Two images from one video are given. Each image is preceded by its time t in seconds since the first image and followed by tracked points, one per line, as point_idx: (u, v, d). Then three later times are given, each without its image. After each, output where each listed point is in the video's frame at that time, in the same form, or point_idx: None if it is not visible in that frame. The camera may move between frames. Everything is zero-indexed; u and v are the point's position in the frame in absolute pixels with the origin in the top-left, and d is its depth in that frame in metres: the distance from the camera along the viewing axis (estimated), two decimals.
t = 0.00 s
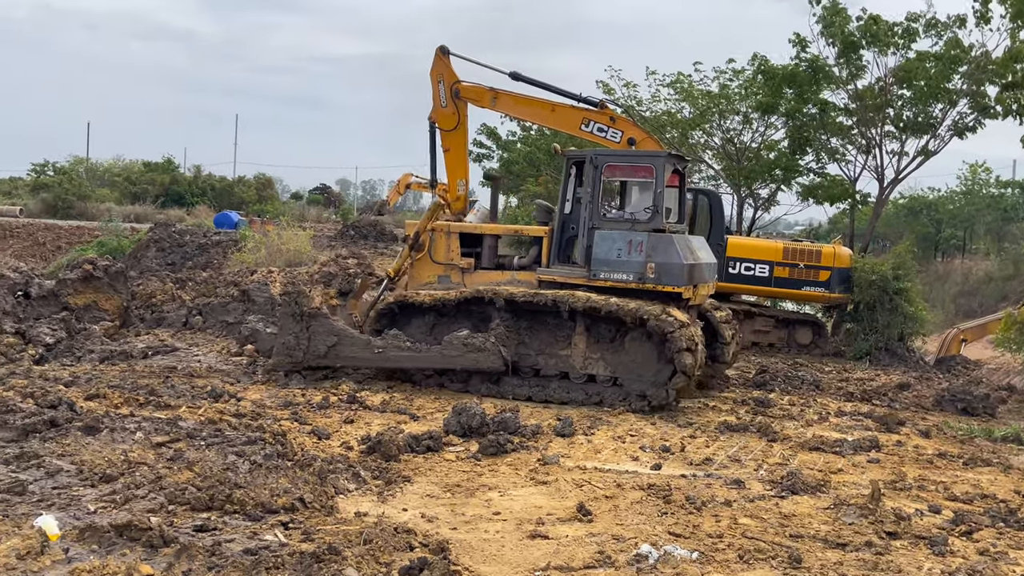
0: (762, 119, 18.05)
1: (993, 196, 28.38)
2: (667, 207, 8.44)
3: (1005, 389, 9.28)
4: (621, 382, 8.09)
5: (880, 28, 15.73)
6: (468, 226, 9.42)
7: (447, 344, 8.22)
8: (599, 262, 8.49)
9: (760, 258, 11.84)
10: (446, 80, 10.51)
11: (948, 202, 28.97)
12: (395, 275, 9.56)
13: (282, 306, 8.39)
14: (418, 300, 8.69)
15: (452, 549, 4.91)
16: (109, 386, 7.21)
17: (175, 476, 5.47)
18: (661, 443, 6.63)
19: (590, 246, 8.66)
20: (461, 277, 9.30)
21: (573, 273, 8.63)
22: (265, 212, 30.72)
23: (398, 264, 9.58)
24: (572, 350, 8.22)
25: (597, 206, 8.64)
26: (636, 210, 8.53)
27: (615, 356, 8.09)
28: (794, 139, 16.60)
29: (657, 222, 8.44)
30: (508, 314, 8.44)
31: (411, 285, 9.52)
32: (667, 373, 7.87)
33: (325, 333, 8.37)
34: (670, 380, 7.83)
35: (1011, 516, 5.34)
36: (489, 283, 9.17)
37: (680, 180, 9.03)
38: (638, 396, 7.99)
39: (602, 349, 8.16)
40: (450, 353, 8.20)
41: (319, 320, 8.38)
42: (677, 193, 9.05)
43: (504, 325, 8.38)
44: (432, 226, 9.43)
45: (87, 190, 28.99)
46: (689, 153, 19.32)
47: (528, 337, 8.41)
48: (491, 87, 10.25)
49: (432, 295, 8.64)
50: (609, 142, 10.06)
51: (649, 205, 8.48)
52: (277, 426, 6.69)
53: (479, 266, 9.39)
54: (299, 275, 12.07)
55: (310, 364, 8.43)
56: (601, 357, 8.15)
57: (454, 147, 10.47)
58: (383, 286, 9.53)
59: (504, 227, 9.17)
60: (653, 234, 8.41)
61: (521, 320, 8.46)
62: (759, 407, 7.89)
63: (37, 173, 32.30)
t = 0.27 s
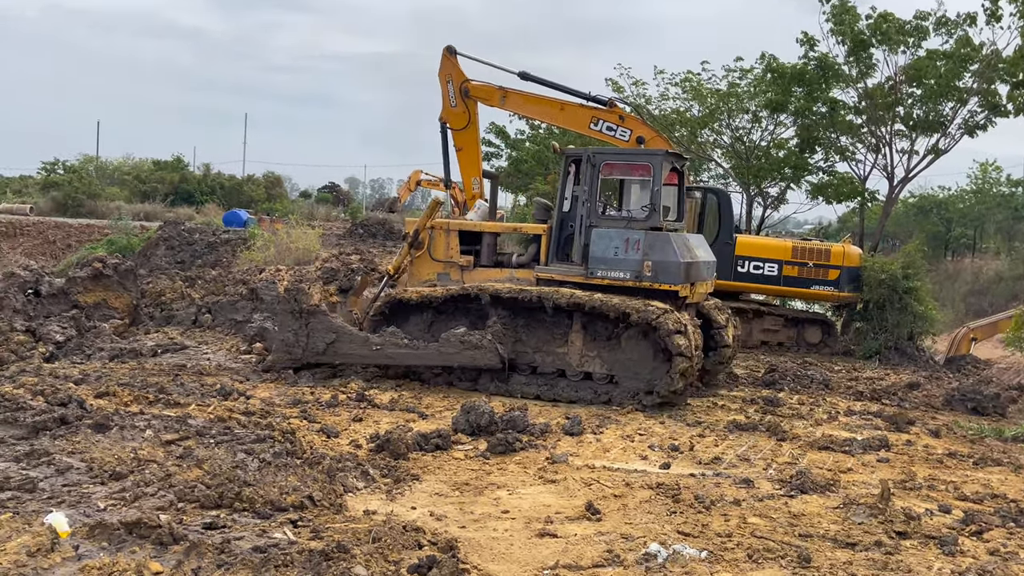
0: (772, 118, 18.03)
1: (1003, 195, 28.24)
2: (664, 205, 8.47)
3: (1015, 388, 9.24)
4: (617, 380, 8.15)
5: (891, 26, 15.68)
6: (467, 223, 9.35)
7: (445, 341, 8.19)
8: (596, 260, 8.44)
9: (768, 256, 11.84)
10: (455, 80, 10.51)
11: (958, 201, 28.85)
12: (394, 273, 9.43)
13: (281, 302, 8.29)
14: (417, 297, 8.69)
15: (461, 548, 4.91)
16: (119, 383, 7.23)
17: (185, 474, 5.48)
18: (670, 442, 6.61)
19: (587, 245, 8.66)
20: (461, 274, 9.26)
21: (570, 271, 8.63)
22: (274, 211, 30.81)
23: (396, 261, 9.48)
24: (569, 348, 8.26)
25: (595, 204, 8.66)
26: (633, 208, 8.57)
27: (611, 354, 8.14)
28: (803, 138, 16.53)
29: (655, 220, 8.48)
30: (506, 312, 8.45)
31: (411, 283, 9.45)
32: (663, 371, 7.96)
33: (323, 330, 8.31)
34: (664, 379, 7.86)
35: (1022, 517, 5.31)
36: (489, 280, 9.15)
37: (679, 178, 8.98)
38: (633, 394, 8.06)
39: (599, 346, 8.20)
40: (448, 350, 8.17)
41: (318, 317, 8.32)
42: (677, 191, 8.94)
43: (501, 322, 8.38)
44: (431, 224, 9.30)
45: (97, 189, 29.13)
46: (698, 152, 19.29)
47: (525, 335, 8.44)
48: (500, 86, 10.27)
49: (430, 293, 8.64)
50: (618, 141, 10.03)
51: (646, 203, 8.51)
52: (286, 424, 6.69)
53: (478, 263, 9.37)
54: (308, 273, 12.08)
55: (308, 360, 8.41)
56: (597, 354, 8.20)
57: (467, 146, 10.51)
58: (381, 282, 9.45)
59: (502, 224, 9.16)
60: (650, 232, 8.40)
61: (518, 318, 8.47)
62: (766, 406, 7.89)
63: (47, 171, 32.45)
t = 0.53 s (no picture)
0: (780, 116, 18.05)
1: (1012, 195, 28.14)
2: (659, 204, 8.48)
3: None
4: (612, 377, 8.16)
5: (899, 24, 15.65)
6: (464, 221, 9.27)
7: (440, 340, 8.28)
8: (592, 258, 8.49)
9: (775, 255, 11.83)
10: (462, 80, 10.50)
11: (966, 200, 28.76)
12: (394, 271, 9.50)
13: (278, 300, 8.45)
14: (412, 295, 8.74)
15: (468, 546, 4.91)
16: (127, 382, 7.26)
17: (193, 472, 5.50)
18: (677, 441, 6.61)
19: (583, 243, 8.69)
20: (459, 273, 9.21)
21: (565, 269, 8.64)
22: (282, 209, 30.87)
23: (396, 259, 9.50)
24: (564, 346, 8.27)
25: (590, 202, 8.70)
26: (627, 206, 8.59)
27: (606, 352, 8.14)
28: (811, 136, 16.44)
29: (650, 218, 8.48)
30: (501, 310, 8.47)
31: (409, 281, 9.42)
32: (657, 369, 7.95)
33: (319, 328, 8.45)
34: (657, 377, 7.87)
35: None
36: (487, 279, 9.08)
37: (676, 175, 8.89)
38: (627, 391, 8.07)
39: (593, 344, 8.20)
40: (443, 348, 8.26)
41: (314, 314, 8.46)
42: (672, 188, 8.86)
43: (497, 320, 8.41)
44: (428, 222, 9.24)
45: (105, 188, 29.23)
46: (705, 151, 19.27)
47: (521, 333, 8.46)
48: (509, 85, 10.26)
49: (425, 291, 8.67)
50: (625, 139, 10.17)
51: (641, 201, 8.52)
52: (294, 422, 6.71)
53: (476, 262, 9.30)
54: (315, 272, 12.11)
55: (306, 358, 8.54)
56: (592, 352, 8.20)
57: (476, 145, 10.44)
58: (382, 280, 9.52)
59: (500, 223, 9.14)
60: (646, 230, 8.40)
61: (514, 316, 8.50)
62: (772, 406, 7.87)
63: (56, 170, 32.58)
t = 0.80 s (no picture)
0: (786, 115, 18.04)
1: (1019, 194, 28.07)
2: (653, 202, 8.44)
3: None
4: (605, 375, 8.18)
5: (905, 23, 15.63)
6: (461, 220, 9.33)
7: (435, 338, 8.30)
8: (586, 256, 8.47)
9: (781, 255, 11.83)
10: (467, 80, 10.42)
11: (972, 200, 28.70)
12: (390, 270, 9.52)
13: (274, 298, 8.49)
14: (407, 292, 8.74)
15: (473, 545, 4.91)
16: (132, 380, 7.27)
17: (199, 471, 5.50)
18: (682, 440, 6.61)
19: (577, 241, 8.68)
20: (455, 271, 9.21)
21: (560, 267, 8.64)
22: (286, 208, 30.91)
23: (393, 258, 9.51)
24: (557, 344, 8.28)
25: (585, 201, 8.68)
26: (621, 205, 8.56)
27: (599, 350, 8.16)
28: (817, 135, 16.39)
29: (644, 217, 8.45)
30: (496, 308, 8.49)
31: (406, 280, 9.41)
32: (650, 367, 7.99)
33: (315, 326, 8.49)
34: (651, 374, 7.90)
35: None
36: (483, 277, 9.10)
37: (671, 174, 8.94)
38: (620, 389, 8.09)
39: (587, 342, 8.22)
40: (438, 346, 8.27)
41: (311, 312, 8.50)
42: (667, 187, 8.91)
43: (491, 318, 8.43)
44: (424, 221, 9.31)
45: (111, 187, 29.29)
46: (711, 150, 19.25)
47: (515, 331, 8.47)
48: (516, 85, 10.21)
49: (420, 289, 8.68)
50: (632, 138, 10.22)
51: (635, 200, 8.49)
52: (299, 421, 6.72)
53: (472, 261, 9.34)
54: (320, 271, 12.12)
55: (302, 356, 8.57)
56: (586, 350, 8.22)
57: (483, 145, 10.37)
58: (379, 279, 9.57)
59: (495, 221, 9.17)
60: (639, 228, 8.41)
61: (508, 315, 8.51)
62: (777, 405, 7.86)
63: (62, 169, 32.67)
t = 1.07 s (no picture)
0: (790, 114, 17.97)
1: None
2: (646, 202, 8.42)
3: None
4: (597, 375, 8.16)
5: (910, 22, 15.61)
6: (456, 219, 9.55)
7: (428, 336, 8.31)
8: (579, 256, 8.48)
9: (785, 254, 11.80)
10: (472, 79, 10.33)
11: (979, 199, 28.64)
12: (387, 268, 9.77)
13: (270, 296, 8.56)
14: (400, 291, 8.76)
15: (477, 545, 4.91)
16: (137, 380, 7.28)
17: (203, 470, 5.51)
18: (687, 440, 6.60)
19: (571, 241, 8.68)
20: (449, 269, 9.45)
21: (554, 266, 8.65)
22: (291, 208, 30.93)
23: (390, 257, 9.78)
24: (550, 343, 8.29)
25: (578, 200, 8.68)
26: (614, 205, 8.56)
27: (591, 349, 8.14)
28: (822, 135, 16.38)
29: (637, 217, 8.44)
30: (490, 306, 8.54)
31: (402, 278, 9.70)
32: (642, 366, 7.95)
33: (310, 324, 8.54)
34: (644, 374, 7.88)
35: None
36: (477, 275, 9.27)
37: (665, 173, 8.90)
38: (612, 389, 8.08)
39: (579, 341, 8.22)
40: (431, 345, 8.28)
41: (306, 310, 8.55)
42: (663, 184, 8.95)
43: (485, 317, 8.47)
44: (419, 220, 9.53)
45: (115, 186, 29.32)
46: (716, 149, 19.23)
47: (508, 330, 8.52)
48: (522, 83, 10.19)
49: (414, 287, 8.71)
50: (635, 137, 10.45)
51: (628, 200, 8.48)
52: (303, 421, 6.72)
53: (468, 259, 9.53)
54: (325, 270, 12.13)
55: (297, 354, 8.62)
56: (578, 349, 8.22)
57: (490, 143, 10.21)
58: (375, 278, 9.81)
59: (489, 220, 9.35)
60: (632, 228, 8.39)
61: (502, 313, 8.54)
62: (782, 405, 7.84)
63: (66, 168, 32.71)
